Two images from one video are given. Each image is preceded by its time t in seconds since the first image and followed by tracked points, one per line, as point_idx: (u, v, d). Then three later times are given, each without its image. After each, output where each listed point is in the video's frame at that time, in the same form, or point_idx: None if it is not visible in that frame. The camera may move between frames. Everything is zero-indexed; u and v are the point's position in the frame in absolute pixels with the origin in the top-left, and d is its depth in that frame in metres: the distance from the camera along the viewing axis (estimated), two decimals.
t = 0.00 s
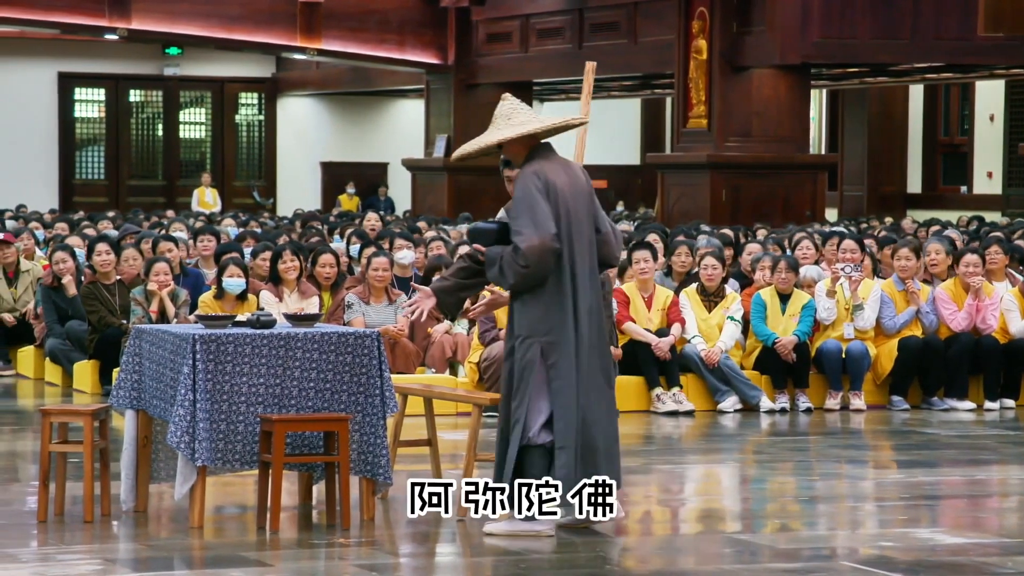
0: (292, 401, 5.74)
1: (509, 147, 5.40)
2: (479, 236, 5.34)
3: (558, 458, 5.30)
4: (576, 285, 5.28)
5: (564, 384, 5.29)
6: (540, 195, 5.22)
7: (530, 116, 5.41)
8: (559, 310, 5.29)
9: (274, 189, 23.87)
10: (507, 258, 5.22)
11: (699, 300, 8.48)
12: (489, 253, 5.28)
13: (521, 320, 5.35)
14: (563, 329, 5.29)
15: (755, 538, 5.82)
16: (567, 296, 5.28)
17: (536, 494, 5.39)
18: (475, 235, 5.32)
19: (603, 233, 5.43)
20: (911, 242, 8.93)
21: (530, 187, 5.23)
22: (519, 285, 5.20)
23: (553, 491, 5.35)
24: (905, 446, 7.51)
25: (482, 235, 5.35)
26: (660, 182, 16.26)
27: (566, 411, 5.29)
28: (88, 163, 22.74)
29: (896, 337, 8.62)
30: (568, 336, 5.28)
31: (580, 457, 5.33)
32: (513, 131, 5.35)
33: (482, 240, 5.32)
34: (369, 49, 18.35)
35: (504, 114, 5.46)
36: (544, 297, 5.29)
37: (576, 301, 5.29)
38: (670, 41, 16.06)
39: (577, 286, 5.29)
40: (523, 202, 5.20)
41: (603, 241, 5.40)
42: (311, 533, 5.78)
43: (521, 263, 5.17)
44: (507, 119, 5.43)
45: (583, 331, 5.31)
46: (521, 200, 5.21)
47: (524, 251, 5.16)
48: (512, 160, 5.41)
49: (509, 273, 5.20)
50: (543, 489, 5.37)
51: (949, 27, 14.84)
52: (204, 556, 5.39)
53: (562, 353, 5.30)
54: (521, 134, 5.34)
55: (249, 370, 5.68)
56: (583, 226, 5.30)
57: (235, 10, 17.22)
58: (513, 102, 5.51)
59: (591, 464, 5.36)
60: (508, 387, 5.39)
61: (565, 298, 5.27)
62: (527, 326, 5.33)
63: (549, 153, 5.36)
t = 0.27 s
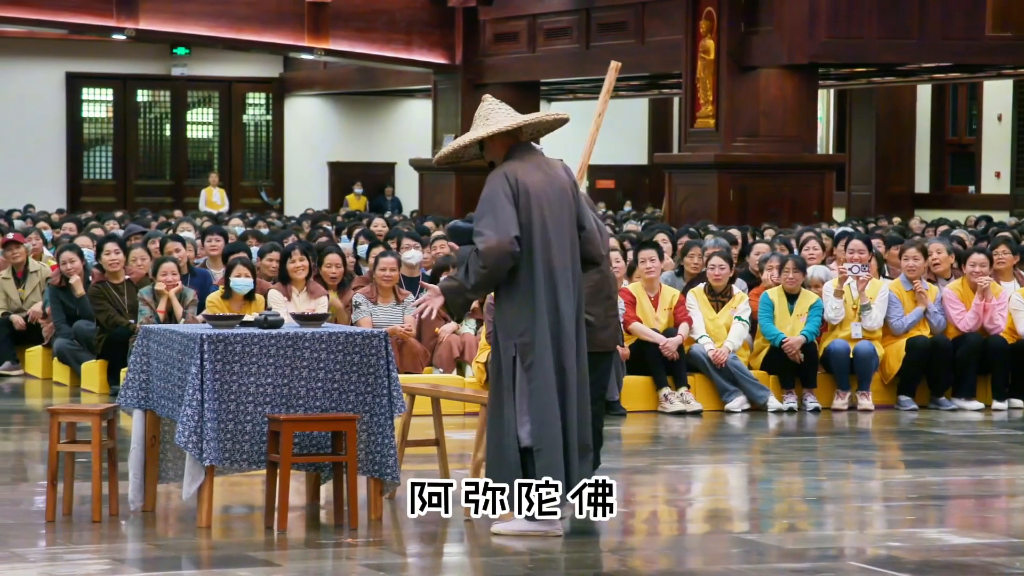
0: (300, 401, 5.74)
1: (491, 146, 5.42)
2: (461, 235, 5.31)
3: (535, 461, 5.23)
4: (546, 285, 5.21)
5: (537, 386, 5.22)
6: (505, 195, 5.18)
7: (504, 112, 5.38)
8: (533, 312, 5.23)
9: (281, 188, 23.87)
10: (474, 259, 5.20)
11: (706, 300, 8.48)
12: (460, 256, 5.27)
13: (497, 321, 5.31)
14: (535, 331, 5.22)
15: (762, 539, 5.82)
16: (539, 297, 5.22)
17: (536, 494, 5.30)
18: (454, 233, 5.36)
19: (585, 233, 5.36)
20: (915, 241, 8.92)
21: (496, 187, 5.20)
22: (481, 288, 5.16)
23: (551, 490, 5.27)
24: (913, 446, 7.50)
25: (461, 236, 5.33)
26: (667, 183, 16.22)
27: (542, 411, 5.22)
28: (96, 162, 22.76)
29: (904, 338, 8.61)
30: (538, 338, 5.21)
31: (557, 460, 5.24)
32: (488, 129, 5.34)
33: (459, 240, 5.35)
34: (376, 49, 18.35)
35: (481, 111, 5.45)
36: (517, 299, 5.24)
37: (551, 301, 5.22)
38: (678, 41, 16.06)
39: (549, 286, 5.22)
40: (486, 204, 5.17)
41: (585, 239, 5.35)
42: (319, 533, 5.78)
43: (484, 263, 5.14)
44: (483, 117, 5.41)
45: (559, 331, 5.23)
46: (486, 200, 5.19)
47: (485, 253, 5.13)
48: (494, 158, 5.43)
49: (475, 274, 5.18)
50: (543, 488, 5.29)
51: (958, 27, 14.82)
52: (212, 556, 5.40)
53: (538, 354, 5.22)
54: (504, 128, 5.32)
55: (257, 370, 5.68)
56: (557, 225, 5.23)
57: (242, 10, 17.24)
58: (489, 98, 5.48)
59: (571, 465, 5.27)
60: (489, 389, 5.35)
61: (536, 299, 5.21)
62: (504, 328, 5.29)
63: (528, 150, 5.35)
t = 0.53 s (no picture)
0: (317, 401, 5.74)
1: (491, 149, 5.49)
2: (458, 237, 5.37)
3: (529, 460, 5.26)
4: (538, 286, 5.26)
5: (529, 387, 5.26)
6: (499, 195, 5.23)
7: (501, 113, 5.45)
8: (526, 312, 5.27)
9: (298, 189, 23.82)
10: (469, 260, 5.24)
11: (723, 300, 8.47)
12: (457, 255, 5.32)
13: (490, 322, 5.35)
14: (527, 331, 5.27)
15: (779, 539, 5.81)
16: (529, 298, 5.27)
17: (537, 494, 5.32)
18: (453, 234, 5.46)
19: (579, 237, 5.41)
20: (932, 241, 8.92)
21: (491, 188, 5.25)
22: (477, 286, 5.20)
23: (553, 489, 5.29)
24: (930, 446, 7.48)
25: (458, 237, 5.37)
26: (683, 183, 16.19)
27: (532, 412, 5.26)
28: (113, 163, 22.72)
29: (921, 338, 8.61)
30: (528, 338, 5.26)
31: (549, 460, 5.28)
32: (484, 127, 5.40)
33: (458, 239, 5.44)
34: (393, 50, 18.35)
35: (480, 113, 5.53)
36: (508, 300, 5.28)
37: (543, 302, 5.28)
38: (694, 41, 16.04)
39: (540, 286, 5.27)
40: (480, 203, 5.22)
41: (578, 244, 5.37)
42: (336, 533, 5.78)
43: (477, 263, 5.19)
44: (482, 119, 5.49)
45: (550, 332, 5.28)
46: (480, 201, 5.23)
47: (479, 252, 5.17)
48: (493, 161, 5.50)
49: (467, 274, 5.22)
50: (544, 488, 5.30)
51: (975, 26, 14.80)
52: (229, 555, 5.40)
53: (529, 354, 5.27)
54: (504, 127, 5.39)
55: (274, 371, 5.68)
56: (548, 226, 5.29)
57: (258, 10, 17.24)
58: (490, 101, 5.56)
59: (563, 465, 5.31)
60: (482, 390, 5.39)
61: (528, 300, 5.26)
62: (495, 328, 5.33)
63: (526, 151, 5.42)
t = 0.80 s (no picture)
0: (326, 401, 5.74)
1: (492, 147, 5.60)
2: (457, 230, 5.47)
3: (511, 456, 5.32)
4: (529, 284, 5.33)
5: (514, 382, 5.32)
6: (499, 191, 5.32)
7: (501, 112, 5.55)
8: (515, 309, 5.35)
9: (307, 189, 23.85)
10: (466, 253, 5.33)
11: (732, 300, 8.47)
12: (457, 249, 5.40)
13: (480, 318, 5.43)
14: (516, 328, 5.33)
15: (789, 539, 5.81)
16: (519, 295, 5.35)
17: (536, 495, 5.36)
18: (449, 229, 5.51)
19: (574, 241, 5.49)
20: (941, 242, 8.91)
21: (492, 183, 5.34)
22: (474, 279, 5.28)
23: (554, 490, 5.33)
24: (940, 446, 7.47)
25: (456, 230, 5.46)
26: (693, 183, 16.21)
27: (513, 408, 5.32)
28: (123, 163, 22.70)
29: (931, 338, 8.60)
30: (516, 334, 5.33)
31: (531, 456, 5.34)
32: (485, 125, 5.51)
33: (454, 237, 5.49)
34: (402, 50, 18.33)
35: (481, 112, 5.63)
36: (500, 295, 5.36)
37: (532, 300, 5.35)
38: (704, 41, 16.03)
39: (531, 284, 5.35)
40: (481, 197, 5.30)
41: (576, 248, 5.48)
42: (345, 533, 5.78)
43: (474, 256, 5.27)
44: (482, 117, 5.59)
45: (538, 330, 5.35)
46: (480, 195, 5.32)
47: (478, 246, 5.26)
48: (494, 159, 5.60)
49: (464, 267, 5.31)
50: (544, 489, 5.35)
51: (985, 26, 14.77)
52: (239, 555, 5.41)
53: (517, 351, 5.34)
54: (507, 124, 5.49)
55: (283, 370, 5.68)
56: (543, 226, 5.37)
57: (268, 10, 17.24)
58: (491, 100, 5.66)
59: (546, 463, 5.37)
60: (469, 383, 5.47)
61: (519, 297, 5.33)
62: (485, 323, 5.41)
63: (526, 150, 5.52)
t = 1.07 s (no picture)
0: (329, 401, 5.71)
1: (479, 150, 5.66)
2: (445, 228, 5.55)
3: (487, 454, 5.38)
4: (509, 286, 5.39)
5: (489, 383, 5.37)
6: (484, 192, 5.38)
7: (489, 114, 5.62)
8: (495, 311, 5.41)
9: (311, 190, 23.82)
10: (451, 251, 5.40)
11: (736, 300, 8.46)
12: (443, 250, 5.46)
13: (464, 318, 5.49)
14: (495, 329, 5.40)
15: (792, 539, 5.81)
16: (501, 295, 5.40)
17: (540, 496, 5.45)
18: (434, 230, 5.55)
19: (559, 243, 5.54)
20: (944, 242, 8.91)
21: (477, 183, 5.40)
22: (457, 279, 5.34)
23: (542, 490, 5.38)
24: (943, 446, 7.47)
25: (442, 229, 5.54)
26: (696, 182, 16.23)
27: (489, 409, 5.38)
28: (126, 163, 22.68)
29: (934, 338, 8.60)
30: (494, 335, 5.39)
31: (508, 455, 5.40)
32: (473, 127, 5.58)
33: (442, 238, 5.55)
34: (406, 50, 18.33)
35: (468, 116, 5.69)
36: (483, 295, 5.42)
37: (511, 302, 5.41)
38: (707, 41, 16.03)
39: (511, 286, 5.40)
40: (466, 197, 5.37)
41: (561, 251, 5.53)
42: (348, 533, 5.78)
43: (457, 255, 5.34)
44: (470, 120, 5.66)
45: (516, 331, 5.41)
46: (465, 195, 5.39)
47: (462, 245, 5.32)
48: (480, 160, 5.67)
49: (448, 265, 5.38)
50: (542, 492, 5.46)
51: (989, 27, 14.75)
52: (242, 554, 5.41)
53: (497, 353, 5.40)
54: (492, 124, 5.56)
55: (286, 371, 5.65)
56: (526, 228, 5.44)
57: (271, 10, 17.24)
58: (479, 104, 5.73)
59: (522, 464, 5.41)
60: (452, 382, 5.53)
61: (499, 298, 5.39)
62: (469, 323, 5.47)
63: (511, 153, 5.58)
